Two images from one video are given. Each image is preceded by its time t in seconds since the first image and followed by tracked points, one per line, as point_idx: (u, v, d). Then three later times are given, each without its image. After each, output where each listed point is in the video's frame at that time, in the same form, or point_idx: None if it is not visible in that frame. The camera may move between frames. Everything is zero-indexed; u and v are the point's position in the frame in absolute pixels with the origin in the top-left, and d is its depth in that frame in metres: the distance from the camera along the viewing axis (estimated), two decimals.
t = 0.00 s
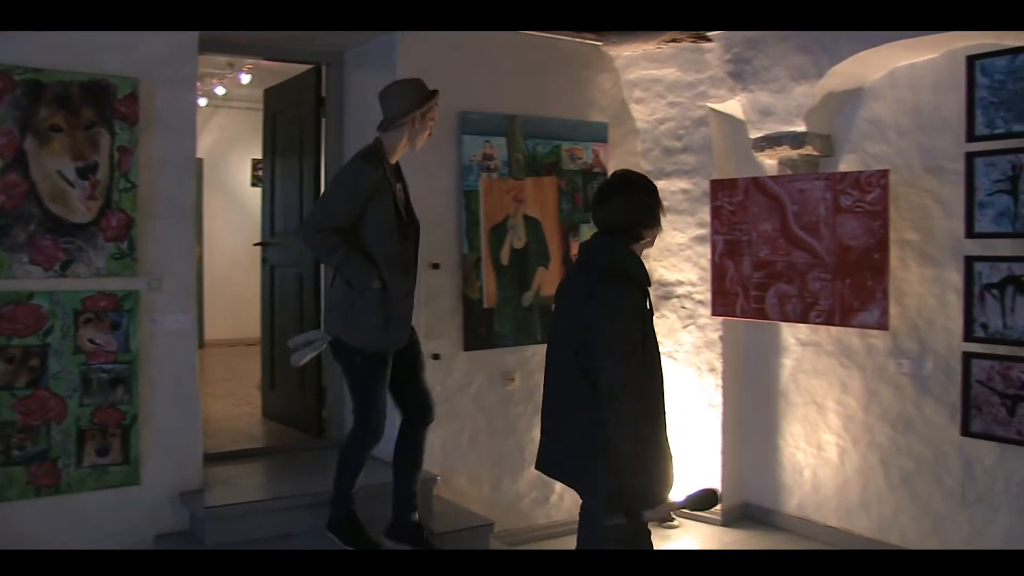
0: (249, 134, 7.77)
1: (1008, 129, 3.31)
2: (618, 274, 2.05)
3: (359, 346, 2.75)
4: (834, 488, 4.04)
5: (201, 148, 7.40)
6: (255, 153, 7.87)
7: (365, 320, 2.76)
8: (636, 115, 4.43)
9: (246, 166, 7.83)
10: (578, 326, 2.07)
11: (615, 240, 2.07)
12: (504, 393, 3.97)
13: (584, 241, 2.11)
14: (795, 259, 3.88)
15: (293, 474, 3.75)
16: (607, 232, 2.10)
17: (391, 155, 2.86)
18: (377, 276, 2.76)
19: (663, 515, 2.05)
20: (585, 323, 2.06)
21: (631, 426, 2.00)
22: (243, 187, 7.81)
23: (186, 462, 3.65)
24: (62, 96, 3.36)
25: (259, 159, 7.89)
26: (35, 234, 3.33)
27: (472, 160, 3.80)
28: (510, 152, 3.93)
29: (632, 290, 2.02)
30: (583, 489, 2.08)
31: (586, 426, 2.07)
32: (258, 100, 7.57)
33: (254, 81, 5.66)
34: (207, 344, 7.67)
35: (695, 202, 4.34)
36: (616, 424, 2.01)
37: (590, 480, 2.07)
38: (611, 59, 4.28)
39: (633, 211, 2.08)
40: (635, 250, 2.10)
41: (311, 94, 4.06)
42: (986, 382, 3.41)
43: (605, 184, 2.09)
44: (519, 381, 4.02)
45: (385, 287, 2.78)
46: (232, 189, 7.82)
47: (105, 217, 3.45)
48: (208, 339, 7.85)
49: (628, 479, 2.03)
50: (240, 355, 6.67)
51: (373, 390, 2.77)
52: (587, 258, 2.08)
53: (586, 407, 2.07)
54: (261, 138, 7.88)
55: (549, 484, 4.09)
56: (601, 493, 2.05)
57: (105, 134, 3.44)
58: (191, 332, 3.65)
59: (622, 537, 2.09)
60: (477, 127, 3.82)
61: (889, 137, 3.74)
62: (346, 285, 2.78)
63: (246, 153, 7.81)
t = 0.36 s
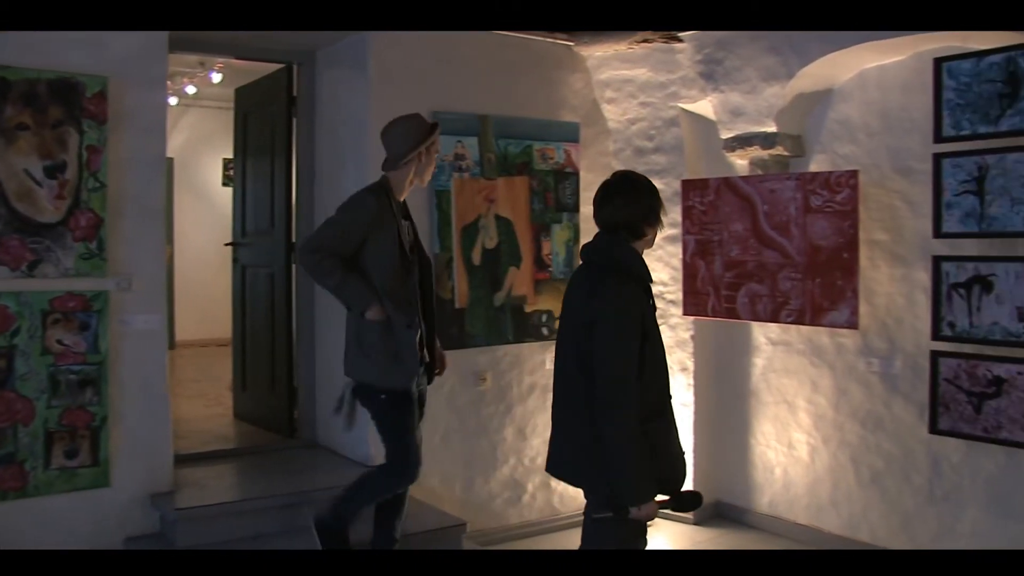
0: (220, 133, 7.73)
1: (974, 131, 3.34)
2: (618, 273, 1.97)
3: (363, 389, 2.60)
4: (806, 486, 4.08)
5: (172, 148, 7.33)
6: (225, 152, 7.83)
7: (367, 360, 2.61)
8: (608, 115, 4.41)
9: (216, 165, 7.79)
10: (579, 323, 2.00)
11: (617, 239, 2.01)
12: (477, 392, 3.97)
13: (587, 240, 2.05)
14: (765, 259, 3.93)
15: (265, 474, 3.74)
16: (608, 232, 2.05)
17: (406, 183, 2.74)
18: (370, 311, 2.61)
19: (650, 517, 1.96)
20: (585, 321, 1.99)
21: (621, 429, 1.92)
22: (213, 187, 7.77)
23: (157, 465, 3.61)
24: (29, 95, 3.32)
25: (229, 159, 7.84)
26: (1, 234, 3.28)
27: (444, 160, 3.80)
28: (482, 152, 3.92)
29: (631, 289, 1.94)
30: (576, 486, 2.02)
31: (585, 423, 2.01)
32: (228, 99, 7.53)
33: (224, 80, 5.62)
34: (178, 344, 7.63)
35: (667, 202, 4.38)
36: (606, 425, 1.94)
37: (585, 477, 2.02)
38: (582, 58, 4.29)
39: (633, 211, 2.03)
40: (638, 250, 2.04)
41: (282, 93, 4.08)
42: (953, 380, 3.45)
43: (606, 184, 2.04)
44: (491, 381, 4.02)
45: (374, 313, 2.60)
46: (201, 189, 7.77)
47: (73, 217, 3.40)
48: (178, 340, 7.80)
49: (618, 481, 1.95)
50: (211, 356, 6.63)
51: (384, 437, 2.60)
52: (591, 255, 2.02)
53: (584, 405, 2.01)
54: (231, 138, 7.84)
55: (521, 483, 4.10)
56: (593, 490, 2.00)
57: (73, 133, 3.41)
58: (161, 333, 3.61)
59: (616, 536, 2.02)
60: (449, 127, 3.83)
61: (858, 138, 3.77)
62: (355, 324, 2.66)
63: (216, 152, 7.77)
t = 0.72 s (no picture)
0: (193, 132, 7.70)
1: (943, 132, 3.37)
2: (624, 273, 2.00)
3: (404, 389, 2.54)
4: (779, 485, 4.12)
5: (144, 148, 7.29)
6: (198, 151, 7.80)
7: (401, 361, 2.57)
8: (581, 116, 4.37)
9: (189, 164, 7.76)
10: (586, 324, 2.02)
11: (615, 240, 2.04)
12: (451, 392, 3.99)
13: (582, 244, 2.07)
14: (739, 259, 3.97)
15: (239, 475, 3.72)
16: (603, 234, 2.08)
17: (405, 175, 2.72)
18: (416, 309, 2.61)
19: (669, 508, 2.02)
20: (590, 321, 2.01)
21: (639, 425, 1.95)
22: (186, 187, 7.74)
23: (129, 466, 3.58)
24: None
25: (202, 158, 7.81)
26: None
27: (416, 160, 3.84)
28: (456, 151, 3.93)
29: (632, 286, 1.98)
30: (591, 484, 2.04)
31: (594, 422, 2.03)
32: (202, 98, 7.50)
33: (195, 79, 5.57)
34: (151, 345, 7.60)
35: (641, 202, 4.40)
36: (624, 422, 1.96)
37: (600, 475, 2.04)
38: (557, 59, 4.28)
39: (627, 212, 2.06)
40: (637, 249, 2.06)
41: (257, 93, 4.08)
42: (924, 379, 3.48)
43: (601, 187, 2.08)
44: (465, 382, 4.04)
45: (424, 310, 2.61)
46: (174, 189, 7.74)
47: (44, 216, 3.37)
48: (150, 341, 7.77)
49: (637, 476, 1.98)
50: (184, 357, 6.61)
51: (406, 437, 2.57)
52: (589, 257, 2.03)
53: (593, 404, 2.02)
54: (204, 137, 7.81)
55: (496, 483, 4.09)
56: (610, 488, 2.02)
57: (43, 131, 3.37)
58: (132, 334, 3.58)
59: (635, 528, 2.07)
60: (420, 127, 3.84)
61: (830, 138, 3.79)
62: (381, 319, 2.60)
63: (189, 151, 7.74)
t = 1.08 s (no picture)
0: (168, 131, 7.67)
1: (916, 133, 3.39)
2: (632, 272, 2.03)
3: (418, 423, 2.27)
4: (754, 483, 4.15)
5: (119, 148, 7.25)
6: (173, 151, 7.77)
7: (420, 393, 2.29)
8: (558, 116, 4.40)
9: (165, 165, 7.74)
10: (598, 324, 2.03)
11: (612, 237, 2.10)
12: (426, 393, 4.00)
13: (577, 241, 2.13)
14: (713, 258, 4.00)
15: (214, 476, 3.70)
16: (598, 231, 2.14)
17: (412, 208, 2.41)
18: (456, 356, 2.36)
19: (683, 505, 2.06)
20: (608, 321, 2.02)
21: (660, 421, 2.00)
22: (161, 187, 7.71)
23: (102, 468, 3.55)
24: None
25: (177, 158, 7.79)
26: None
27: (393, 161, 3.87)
28: (431, 151, 3.94)
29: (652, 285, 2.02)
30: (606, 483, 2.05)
31: (608, 421, 2.06)
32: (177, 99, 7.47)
33: (170, 78, 5.56)
34: (125, 346, 7.56)
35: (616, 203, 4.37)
36: (642, 419, 2.00)
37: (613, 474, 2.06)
38: (532, 59, 4.31)
39: (622, 210, 2.12)
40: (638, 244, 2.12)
41: (231, 92, 4.05)
42: (897, 378, 3.51)
43: (601, 186, 2.14)
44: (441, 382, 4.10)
45: (461, 357, 2.37)
46: (149, 189, 7.71)
47: (15, 216, 3.33)
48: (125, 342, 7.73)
49: (656, 473, 2.03)
50: (158, 358, 6.58)
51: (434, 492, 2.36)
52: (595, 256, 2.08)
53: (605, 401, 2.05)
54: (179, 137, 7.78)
55: (473, 483, 4.10)
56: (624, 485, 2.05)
57: (14, 130, 3.33)
58: (106, 335, 3.56)
59: (641, 530, 2.09)
60: (397, 127, 3.87)
61: (805, 138, 3.81)
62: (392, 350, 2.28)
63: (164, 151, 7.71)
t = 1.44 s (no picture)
0: (139, 129, 7.62)
1: (886, 134, 3.41)
2: (636, 268, 2.01)
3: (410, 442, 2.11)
4: (727, 482, 4.18)
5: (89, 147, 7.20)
6: (144, 150, 7.72)
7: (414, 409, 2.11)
8: (530, 115, 4.44)
9: (136, 164, 7.70)
10: (604, 320, 1.98)
11: (614, 236, 2.06)
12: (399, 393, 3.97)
13: (576, 239, 2.07)
14: (686, 258, 4.02)
15: (185, 478, 3.67)
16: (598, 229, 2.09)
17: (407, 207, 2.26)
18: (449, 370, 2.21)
19: (688, 507, 2.01)
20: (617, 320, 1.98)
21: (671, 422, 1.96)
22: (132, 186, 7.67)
23: (72, 470, 3.51)
24: None
25: (149, 157, 7.74)
26: None
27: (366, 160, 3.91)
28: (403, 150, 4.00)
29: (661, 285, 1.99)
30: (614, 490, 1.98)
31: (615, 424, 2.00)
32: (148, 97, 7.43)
33: (141, 76, 5.53)
34: (96, 346, 7.52)
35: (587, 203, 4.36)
36: (651, 414, 1.96)
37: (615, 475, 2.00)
38: (504, 59, 4.36)
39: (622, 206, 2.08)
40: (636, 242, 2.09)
41: (202, 90, 4.02)
42: (868, 376, 3.54)
43: (598, 181, 2.09)
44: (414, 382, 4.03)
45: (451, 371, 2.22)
46: (120, 187, 7.66)
47: None
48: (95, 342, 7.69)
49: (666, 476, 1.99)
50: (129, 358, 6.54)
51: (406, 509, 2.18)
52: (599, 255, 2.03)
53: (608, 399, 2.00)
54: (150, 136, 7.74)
55: (446, 483, 4.12)
56: (629, 486, 1.99)
57: None
58: (76, 336, 3.52)
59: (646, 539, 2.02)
60: (369, 126, 3.91)
61: (776, 139, 3.84)
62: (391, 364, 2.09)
63: (136, 150, 7.67)
